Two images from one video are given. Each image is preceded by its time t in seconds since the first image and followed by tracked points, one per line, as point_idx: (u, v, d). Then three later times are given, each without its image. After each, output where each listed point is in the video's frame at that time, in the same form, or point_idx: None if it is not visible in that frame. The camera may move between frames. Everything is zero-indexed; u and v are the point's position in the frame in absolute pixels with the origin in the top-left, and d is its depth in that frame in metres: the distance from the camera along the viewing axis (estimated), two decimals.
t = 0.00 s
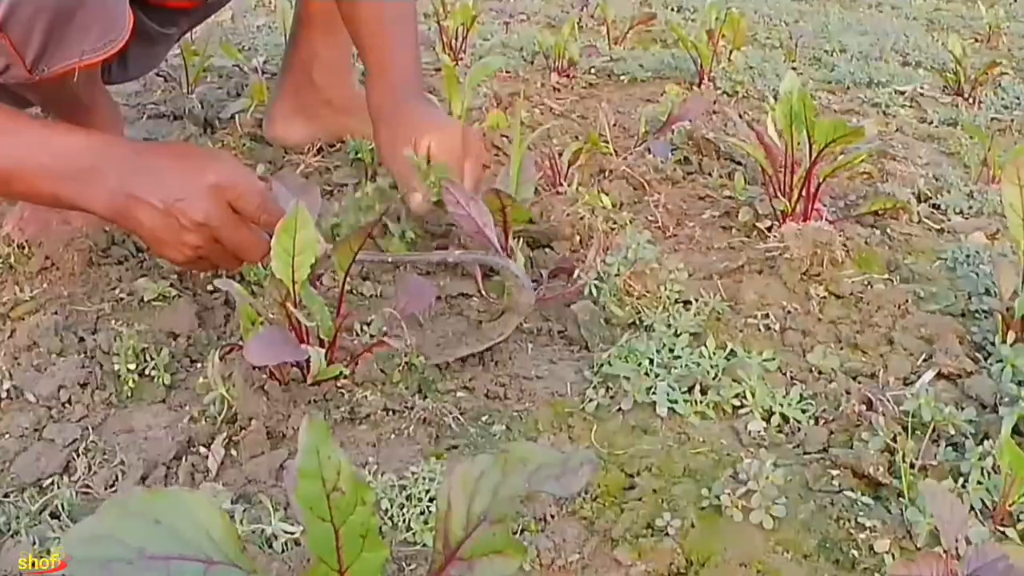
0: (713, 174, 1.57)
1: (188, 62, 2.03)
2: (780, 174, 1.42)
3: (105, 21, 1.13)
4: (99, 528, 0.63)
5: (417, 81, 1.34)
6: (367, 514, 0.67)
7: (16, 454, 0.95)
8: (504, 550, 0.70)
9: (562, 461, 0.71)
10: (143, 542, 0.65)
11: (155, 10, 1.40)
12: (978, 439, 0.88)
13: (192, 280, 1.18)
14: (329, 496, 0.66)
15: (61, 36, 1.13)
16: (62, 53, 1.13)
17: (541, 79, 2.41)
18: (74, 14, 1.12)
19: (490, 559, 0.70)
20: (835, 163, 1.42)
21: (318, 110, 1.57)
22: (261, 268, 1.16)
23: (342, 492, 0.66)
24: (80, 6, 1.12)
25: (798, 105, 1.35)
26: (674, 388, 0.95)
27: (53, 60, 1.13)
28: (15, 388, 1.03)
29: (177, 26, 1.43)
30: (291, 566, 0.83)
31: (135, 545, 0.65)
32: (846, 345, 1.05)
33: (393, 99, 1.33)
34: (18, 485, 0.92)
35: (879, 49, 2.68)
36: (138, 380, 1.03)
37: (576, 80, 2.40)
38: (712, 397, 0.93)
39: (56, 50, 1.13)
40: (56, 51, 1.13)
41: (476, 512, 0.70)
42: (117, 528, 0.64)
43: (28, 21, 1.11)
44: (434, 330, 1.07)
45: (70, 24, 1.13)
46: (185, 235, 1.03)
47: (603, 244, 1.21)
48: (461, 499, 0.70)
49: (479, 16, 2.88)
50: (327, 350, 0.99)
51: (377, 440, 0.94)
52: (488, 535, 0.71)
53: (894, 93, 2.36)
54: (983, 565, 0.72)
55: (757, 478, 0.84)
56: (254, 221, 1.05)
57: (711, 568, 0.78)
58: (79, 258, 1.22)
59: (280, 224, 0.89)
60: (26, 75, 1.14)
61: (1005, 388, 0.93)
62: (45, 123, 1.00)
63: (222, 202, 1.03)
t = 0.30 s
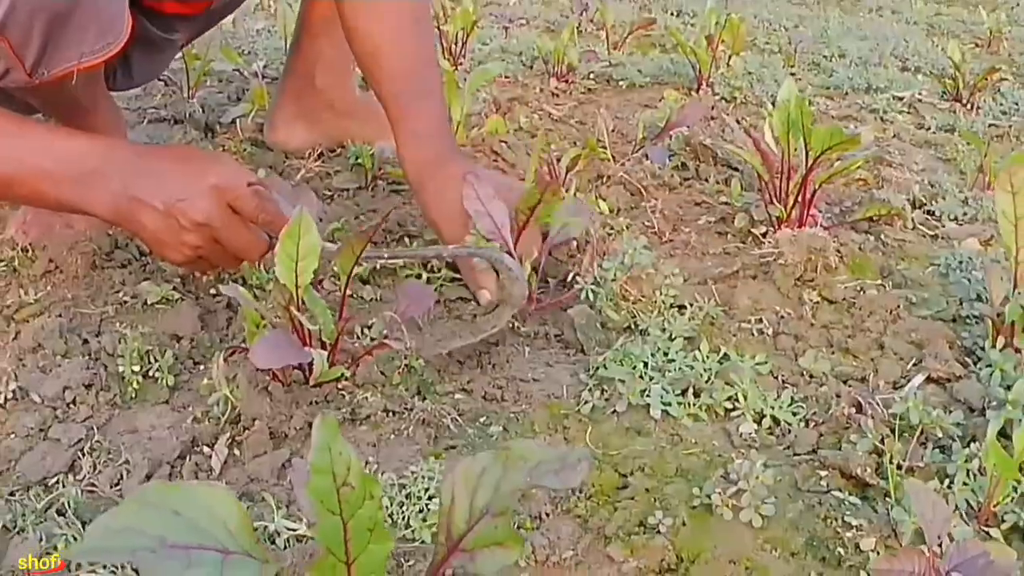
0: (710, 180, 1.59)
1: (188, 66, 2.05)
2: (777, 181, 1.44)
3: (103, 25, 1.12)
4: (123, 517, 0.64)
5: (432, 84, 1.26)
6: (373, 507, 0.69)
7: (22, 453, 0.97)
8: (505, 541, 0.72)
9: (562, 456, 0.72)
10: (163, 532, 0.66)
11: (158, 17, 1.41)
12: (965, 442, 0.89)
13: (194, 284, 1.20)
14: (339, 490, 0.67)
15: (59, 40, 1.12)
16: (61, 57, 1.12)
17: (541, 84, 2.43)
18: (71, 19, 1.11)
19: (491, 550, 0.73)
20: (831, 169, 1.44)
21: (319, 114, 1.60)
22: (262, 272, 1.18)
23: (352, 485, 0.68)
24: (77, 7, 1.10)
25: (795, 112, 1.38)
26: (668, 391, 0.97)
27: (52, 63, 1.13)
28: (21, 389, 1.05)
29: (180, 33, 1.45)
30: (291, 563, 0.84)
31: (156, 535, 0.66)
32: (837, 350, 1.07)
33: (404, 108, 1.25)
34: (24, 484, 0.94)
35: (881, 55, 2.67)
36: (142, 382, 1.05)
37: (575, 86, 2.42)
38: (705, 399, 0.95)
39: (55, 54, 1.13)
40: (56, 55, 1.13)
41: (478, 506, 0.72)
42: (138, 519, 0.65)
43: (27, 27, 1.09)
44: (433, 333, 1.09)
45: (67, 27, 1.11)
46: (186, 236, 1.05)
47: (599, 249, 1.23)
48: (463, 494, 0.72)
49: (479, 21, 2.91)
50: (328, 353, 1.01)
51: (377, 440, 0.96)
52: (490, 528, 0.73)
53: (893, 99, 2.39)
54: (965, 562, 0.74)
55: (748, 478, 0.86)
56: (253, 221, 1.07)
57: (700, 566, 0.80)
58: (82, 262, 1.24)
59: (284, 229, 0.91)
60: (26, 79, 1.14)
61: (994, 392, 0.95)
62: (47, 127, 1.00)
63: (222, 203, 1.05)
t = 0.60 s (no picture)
0: (719, 204, 1.62)
1: (204, 87, 2.10)
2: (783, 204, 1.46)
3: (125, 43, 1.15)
4: (154, 516, 0.70)
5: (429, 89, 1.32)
6: (386, 511, 0.72)
7: (43, 464, 1.01)
8: (508, 542, 0.75)
9: (563, 462, 0.76)
10: (191, 530, 0.71)
11: (175, 39, 1.46)
12: (957, 461, 0.92)
13: (211, 302, 1.24)
14: (353, 493, 0.71)
15: (83, 58, 1.14)
16: (83, 75, 1.15)
17: (554, 106, 2.47)
18: (95, 37, 1.13)
19: (495, 550, 0.76)
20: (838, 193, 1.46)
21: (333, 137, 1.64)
22: (279, 290, 1.21)
23: (366, 490, 0.71)
24: (99, 28, 1.13)
25: (801, 136, 1.39)
26: (670, 410, 1.00)
27: (74, 82, 1.16)
28: (42, 403, 1.09)
29: (197, 53, 1.50)
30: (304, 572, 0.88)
31: (184, 532, 0.71)
32: (837, 372, 1.09)
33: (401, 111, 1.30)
34: (45, 494, 0.98)
35: (886, 79, 2.75)
36: (161, 397, 1.09)
37: (587, 107, 2.46)
38: (706, 418, 0.98)
39: (77, 72, 1.15)
40: (77, 73, 1.15)
41: (484, 510, 0.75)
42: (165, 518, 0.70)
43: (51, 47, 1.12)
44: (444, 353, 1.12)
45: (91, 46, 1.14)
46: (204, 247, 1.09)
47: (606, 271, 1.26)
48: (470, 498, 0.75)
49: (493, 42, 2.96)
50: (343, 369, 1.05)
51: (388, 454, 0.99)
52: (493, 532, 0.76)
53: (904, 122, 2.43)
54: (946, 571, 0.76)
55: (743, 493, 0.89)
56: (269, 232, 1.11)
57: None
58: (101, 279, 1.28)
59: (301, 249, 0.95)
60: (46, 97, 1.16)
61: (987, 414, 0.97)
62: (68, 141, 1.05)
63: (239, 214, 1.08)
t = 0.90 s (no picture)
0: (730, 237, 1.66)
1: (227, 113, 2.17)
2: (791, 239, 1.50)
3: (167, 79, 1.26)
4: (185, 521, 0.75)
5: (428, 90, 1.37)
6: (399, 526, 0.76)
7: (70, 476, 1.06)
8: (510, 556, 0.79)
9: (561, 482, 0.79)
10: (218, 536, 0.76)
11: (202, 69, 1.52)
12: (949, 488, 0.95)
13: (234, 326, 1.29)
14: (368, 509, 0.75)
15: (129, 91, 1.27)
16: (126, 104, 1.28)
17: (573, 137, 2.52)
18: (141, 73, 1.25)
19: (497, 564, 0.80)
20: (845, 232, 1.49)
21: (351, 164, 1.69)
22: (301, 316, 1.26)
23: (380, 505, 0.75)
24: (143, 64, 1.24)
25: (809, 173, 1.43)
26: (675, 437, 1.03)
27: (117, 109, 1.29)
28: (70, 419, 1.13)
29: (224, 79, 1.56)
30: None
31: (212, 539, 0.76)
32: (838, 402, 1.12)
33: (399, 119, 1.35)
34: (72, 506, 1.02)
35: (902, 113, 2.80)
36: (184, 416, 1.13)
37: (605, 139, 2.51)
38: (708, 445, 1.02)
39: (123, 100, 1.28)
40: (123, 103, 1.28)
41: (488, 526, 0.79)
42: (196, 523, 0.75)
43: (99, 77, 1.24)
44: (459, 381, 1.17)
45: (135, 79, 1.25)
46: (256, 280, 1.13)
47: (616, 301, 1.30)
48: (476, 515, 0.80)
49: (513, 72, 3.02)
50: (361, 394, 1.09)
51: (403, 475, 1.03)
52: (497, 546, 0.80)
53: (917, 155, 2.47)
54: None
55: (740, 517, 0.93)
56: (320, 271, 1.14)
57: None
58: (127, 302, 1.33)
59: (323, 278, 0.99)
60: (89, 120, 1.30)
61: (980, 442, 1.01)
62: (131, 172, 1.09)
63: (289, 253, 1.12)
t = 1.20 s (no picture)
0: (734, 267, 1.71)
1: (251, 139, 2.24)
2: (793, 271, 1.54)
3: (244, 120, 1.49)
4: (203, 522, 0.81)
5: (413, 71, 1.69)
6: (399, 533, 0.82)
7: (92, 485, 1.11)
8: (500, 561, 0.85)
9: (549, 494, 0.85)
10: (231, 537, 0.82)
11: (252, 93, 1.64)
12: (926, 513, 1.00)
13: (252, 347, 1.35)
14: (370, 516, 0.81)
15: (207, 126, 1.43)
16: (204, 140, 1.44)
17: (587, 167, 2.58)
18: (221, 111, 1.44)
19: (488, 569, 0.86)
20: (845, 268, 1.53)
21: (369, 192, 1.75)
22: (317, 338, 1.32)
23: (381, 513, 0.81)
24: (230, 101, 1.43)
25: (811, 209, 1.47)
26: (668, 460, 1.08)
27: (190, 145, 1.44)
28: (94, 432, 1.19)
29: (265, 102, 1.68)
30: None
31: (226, 539, 0.82)
32: (826, 429, 1.17)
33: (385, 89, 1.70)
34: (94, 513, 1.08)
35: (913, 148, 2.85)
36: (202, 431, 1.19)
37: (619, 170, 2.57)
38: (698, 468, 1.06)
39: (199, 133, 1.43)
40: (196, 138, 1.43)
41: (480, 534, 0.85)
42: (212, 524, 0.81)
43: (188, 116, 1.38)
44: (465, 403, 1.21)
45: (215, 118, 1.43)
46: (419, 349, 1.13)
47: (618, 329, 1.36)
48: (468, 525, 0.86)
49: (532, 102, 3.10)
50: (371, 414, 1.15)
51: (407, 490, 1.08)
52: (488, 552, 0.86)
53: (924, 191, 2.53)
54: None
55: (722, 534, 0.97)
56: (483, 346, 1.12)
57: None
58: (151, 322, 1.40)
59: (338, 303, 1.05)
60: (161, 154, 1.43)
61: (959, 470, 1.06)
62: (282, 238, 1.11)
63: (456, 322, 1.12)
